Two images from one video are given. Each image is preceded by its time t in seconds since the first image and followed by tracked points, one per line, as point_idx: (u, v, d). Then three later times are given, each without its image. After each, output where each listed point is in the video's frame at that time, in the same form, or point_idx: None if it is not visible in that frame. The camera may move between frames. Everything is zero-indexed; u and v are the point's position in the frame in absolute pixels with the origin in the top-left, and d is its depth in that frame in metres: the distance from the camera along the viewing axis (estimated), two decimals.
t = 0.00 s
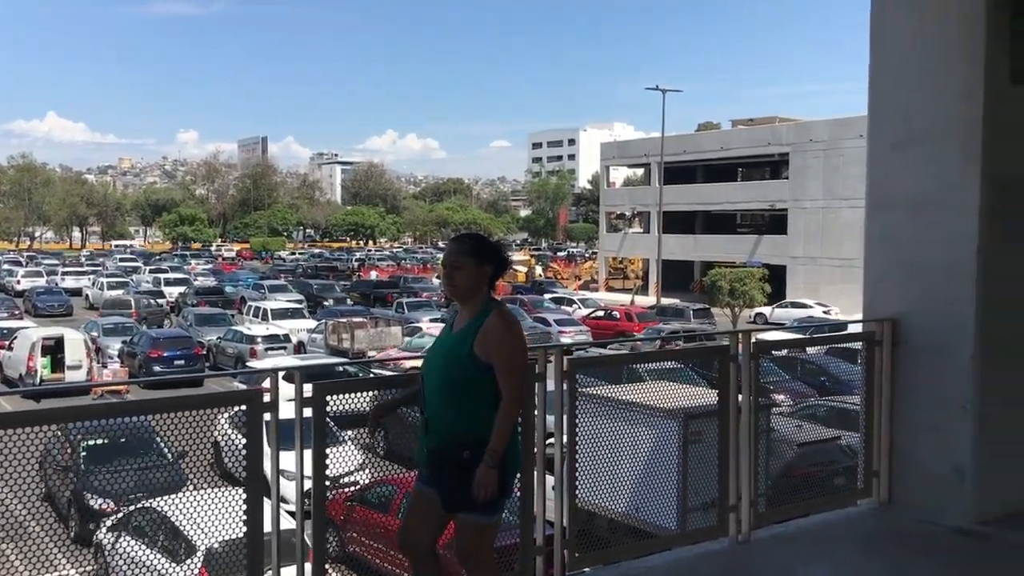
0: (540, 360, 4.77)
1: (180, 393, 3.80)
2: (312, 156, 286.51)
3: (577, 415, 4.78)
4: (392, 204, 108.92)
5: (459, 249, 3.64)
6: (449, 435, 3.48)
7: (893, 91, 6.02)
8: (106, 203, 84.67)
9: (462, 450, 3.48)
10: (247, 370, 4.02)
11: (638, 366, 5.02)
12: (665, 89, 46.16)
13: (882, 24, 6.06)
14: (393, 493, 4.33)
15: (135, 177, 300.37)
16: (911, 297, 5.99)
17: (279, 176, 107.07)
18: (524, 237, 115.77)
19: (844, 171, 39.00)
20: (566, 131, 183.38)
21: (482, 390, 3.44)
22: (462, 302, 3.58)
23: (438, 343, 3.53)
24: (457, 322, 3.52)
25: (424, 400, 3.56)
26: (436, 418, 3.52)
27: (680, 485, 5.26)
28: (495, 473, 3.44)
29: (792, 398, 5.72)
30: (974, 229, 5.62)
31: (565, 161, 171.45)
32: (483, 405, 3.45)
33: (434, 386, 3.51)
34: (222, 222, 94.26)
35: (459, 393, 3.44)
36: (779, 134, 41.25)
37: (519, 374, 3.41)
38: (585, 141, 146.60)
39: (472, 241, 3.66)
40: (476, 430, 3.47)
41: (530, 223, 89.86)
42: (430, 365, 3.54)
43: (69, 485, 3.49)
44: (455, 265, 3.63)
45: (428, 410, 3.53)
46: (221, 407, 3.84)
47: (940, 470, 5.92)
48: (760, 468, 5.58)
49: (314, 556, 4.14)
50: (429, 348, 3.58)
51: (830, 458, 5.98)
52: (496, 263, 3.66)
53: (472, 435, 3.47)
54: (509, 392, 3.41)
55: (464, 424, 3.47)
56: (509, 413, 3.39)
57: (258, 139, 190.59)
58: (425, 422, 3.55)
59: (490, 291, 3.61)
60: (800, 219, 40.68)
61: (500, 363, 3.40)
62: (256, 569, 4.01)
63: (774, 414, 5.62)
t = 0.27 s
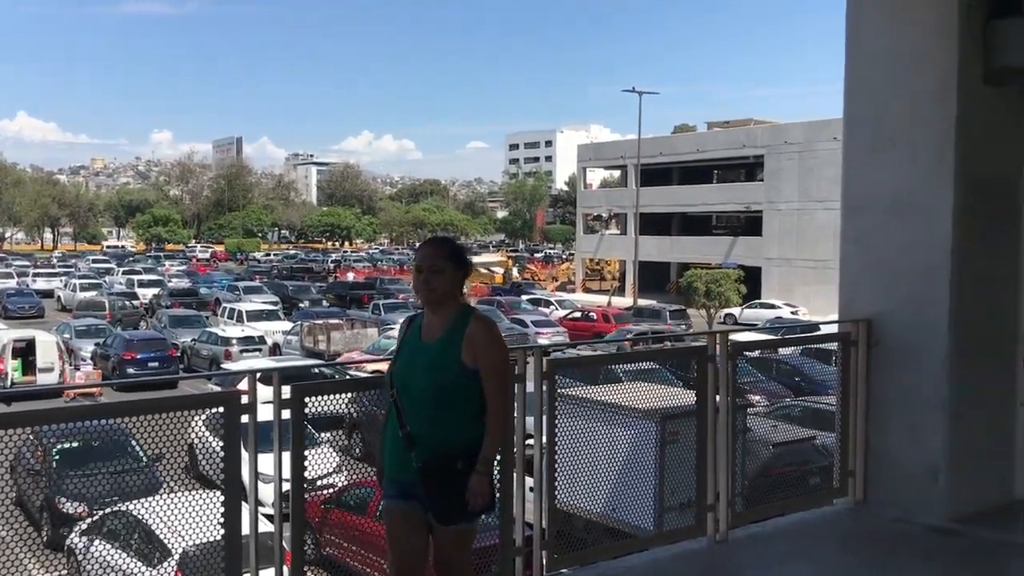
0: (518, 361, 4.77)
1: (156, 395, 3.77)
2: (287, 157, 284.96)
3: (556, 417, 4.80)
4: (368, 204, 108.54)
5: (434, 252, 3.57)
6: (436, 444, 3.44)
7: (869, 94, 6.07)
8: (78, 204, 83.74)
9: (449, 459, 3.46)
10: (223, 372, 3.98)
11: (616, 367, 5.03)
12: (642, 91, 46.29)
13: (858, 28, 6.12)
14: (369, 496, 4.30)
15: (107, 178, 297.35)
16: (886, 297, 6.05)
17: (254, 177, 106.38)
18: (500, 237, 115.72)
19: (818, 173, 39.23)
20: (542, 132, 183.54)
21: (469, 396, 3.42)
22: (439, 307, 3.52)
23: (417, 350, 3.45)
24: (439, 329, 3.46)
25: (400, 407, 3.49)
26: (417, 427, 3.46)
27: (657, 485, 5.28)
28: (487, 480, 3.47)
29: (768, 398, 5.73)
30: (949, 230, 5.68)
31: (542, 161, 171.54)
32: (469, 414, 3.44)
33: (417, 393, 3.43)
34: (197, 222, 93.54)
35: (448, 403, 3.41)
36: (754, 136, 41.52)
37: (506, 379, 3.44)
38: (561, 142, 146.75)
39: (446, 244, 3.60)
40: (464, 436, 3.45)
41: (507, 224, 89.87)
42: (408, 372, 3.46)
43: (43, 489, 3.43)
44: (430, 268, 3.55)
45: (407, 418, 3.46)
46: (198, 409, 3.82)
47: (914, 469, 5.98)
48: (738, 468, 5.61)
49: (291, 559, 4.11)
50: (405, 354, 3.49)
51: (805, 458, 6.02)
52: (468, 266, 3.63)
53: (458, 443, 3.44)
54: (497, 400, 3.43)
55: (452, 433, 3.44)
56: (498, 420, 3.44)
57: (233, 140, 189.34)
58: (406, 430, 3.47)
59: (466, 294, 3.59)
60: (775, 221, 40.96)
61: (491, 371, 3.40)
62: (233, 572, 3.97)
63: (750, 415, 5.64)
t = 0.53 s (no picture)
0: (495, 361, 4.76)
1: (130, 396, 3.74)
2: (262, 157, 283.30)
3: (535, 418, 4.82)
4: (344, 206, 108.05)
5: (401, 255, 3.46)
6: (427, 448, 3.34)
7: (843, 96, 6.14)
8: (49, 204, 82.75)
9: (439, 463, 3.36)
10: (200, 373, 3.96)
11: (592, 368, 5.05)
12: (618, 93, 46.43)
13: (831, 32, 6.20)
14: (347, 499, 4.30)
15: (79, 178, 294.21)
16: (860, 298, 6.13)
17: (229, 178, 105.62)
18: (477, 238, 115.58)
19: (791, 175, 39.48)
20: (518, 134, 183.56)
21: (453, 396, 3.36)
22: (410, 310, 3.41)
23: (394, 353, 3.30)
24: (416, 330, 3.34)
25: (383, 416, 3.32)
26: (406, 432, 3.32)
27: (634, 485, 5.31)
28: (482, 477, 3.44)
29: (742, 398, 5.77)
30: (921, 231, 5.76)
31: (518, 162, 171.59)
32: (453, 414, 3.38)
33: (400, 400, 3.29)
34: (170, 223, 92.76)
35: (433, 404, 3.31)
36: (729, 138, 41.76)
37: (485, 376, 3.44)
38: (538, 144, 146.83)
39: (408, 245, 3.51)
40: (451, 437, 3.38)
41: (483, 226, 89.76)
42: (387, 378, 3.30)
43: (14, 492, 3.41)
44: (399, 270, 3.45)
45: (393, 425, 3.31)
46: (175, 411, 3.79)
47: (889, 468, 6.04)
48: (714, 467, 5.65)
49: (269, 562, 4.11)
50: (379, 358, 3.32)
51: (780, 457, 6.07)
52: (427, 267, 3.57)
53: (445, 446, 3.36)
54: (477, 398, 3.44)
55: (436, 433, 3.36)
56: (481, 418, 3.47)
57: (207, 138, 187.72)
58: (396, 438, 3.31)
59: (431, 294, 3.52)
60: (750, 223, 41.23)
61: (473, 369, 3.37)
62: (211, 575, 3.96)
63: (726, 414, 5.67)
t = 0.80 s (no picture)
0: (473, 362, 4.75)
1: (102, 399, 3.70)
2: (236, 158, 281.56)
3: (512, 418, 4.83)
4: (319, 207, 107.58)
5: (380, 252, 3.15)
6: (435, 457, 3.08)
7: (817, 96, 6.19)
8: (18, 206, 81.78)
9: (446, 469, 3.11)
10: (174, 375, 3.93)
11: (568, 369, 5.06)
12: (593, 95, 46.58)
13: (803, 34, 6.26)
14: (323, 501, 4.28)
15: (50, 179, 291.03)
16: (833, 297, 6.18)
17: (202, 179, 104.87)
18: (452, 240, 115.46)
19: (765, 176, 39.73)
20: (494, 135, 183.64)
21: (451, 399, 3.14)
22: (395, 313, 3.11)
23: (393, 360, 2.99)
24: (410, 333, 3.05)
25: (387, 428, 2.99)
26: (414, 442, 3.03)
27: (610, 485, 5.33)
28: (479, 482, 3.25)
29: (717, 397, 5.79)
30: (893, 230, 5.82)
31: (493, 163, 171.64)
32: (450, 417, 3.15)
33: (409, 408, 2.99)
34: (143, 225, 92.00)
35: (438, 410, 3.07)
36: (703, 139, 41.99)
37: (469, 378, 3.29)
38: (513, 145, 146.90)
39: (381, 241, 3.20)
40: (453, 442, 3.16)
41: (459, 227, 89.69)
42: (389, 386, 2.98)
43: None
44: (378, 268, 3.14)
45: (400, 436, 2.99)
46: (148, 414, 3.76)
47: (862, 465, 6.10)
48: (690, 467, 5.68)
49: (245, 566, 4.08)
50: (378, 367, 2.98)
51: (754, 457, 6.11)
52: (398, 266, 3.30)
53: (449, 451, 3.11)
54: (457, 396, 3.29)
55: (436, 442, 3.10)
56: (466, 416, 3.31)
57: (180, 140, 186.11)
58: (406, 449, 3.01)
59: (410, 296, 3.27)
60: (723, 223, 41.47)
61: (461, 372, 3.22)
62: None
63: (701, 414, 5.70)
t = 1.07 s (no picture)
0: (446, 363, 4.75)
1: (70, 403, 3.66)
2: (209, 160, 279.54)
3: (486, 418, 4.82)
4: (292, 208, 106.94)
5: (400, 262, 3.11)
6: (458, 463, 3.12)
7: (789, 97, 6.24)
8: None
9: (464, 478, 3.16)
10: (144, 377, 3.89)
11: (542, 369, 5.06)
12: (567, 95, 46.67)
13: (774, 36, 6.32)
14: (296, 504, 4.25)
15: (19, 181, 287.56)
16: (805, 296, 6.23)
17: (174, 180, 103.92)
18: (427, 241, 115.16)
19: (737, 176, 39.94)
20: (469, 136, 183.51)
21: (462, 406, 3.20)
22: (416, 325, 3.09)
23: (428, 367, 3.00)
24: (431, 344, 3.09)
25: (429, 443, 2.98)
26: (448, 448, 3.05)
27: (585, 484, 5.35)
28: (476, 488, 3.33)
29: (691, 396, 5.82)
30: (863, 229, 5.88)
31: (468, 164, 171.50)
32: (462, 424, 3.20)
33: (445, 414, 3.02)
34: (113, 226, 91.05)
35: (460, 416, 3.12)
36: (676, 140, 42.18)
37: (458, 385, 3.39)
38: (487, 147, 146.95)
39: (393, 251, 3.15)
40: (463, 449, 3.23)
41: (434, 228, 89.54)
42: (430, 400, 2.98)
43: None
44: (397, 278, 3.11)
45: (442, 451, 3.01)
46: (119, 417, 3.72)
47: (834, 462, 6.16)
48: (664, 466, 5.71)
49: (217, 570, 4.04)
50: (416, 374, 2.97)
51: (727, 456, 6.14)
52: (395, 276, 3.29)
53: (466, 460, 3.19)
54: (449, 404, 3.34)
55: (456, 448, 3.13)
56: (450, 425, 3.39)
57: (151, 141, 184.27)
58: (445, 457, 3.01)
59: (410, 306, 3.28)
60: (696, 224, 41.68)
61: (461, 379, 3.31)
62: None
63: (674, 414, 5.73)
